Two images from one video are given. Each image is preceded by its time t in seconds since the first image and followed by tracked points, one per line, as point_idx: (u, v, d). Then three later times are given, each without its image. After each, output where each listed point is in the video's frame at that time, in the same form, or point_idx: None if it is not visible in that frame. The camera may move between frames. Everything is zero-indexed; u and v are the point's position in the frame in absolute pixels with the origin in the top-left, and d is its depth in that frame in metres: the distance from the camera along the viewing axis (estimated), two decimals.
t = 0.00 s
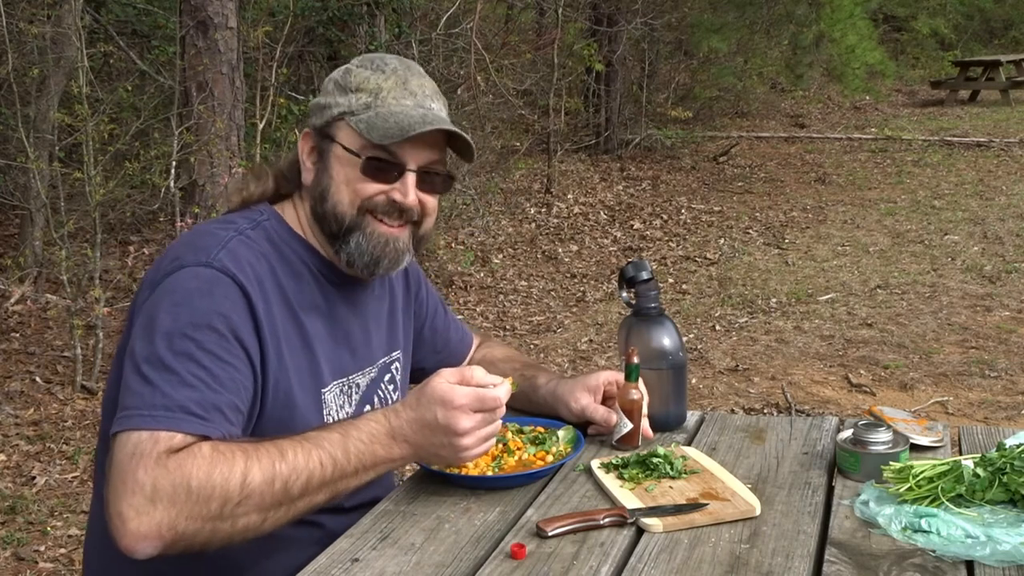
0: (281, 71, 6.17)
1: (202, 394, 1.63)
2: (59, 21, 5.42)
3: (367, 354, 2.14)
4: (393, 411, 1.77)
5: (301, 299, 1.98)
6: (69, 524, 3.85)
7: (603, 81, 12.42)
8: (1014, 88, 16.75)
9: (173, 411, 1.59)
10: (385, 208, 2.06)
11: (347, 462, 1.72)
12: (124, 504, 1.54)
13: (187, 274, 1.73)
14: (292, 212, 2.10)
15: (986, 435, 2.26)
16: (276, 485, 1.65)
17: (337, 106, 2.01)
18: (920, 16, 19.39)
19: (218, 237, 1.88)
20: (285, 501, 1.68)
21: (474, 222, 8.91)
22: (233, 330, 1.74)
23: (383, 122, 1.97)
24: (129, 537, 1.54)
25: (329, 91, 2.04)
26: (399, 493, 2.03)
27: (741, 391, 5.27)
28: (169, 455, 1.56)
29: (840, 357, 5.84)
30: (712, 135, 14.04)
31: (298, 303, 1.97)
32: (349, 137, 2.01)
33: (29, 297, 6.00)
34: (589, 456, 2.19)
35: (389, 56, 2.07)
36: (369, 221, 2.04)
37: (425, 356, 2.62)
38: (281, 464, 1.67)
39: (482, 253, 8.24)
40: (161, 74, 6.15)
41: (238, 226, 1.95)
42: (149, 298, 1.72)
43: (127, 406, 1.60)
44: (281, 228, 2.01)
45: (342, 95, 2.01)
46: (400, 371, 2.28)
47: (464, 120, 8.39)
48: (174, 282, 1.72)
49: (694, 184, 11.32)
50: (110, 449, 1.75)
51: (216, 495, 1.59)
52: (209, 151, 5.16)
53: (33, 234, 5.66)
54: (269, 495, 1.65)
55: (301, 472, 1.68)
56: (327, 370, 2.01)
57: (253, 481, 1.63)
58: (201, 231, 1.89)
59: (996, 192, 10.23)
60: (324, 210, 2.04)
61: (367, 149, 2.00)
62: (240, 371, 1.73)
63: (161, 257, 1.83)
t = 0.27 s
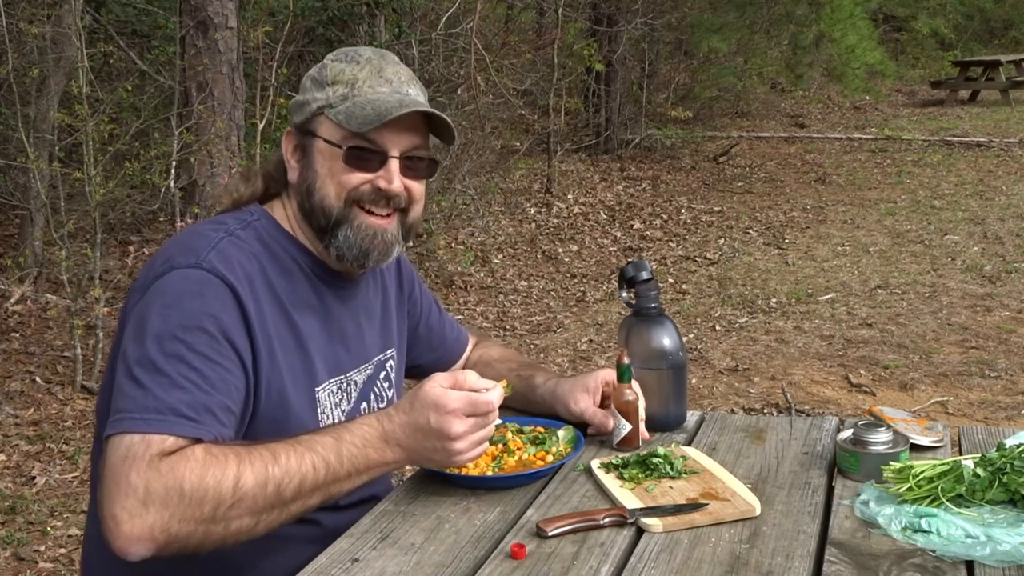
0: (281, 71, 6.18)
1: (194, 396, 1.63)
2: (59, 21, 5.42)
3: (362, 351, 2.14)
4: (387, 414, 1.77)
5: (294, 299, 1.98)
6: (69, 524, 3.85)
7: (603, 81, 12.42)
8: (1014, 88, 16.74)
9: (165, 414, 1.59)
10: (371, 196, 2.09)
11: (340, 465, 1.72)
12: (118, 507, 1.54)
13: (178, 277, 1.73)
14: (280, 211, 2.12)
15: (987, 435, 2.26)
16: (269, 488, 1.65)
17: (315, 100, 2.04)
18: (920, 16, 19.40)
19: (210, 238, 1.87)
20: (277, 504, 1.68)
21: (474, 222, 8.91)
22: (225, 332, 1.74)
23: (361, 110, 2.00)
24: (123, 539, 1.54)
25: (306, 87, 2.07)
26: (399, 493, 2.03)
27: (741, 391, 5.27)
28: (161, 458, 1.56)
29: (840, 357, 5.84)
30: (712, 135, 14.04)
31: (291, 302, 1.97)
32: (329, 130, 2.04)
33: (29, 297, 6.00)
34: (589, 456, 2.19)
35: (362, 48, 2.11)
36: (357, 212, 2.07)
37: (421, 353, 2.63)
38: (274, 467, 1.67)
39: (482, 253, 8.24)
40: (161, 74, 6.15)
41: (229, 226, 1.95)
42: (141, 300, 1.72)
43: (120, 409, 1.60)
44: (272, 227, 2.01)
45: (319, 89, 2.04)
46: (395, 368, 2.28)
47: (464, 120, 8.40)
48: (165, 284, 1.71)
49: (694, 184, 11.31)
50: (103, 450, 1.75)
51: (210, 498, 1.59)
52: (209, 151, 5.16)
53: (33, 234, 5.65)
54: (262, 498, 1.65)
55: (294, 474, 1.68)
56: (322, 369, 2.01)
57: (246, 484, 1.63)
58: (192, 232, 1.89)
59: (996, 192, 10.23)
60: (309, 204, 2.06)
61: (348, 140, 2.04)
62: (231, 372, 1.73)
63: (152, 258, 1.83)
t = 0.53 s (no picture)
0: (281, 71, 6.17)
1: (189, 394, 1.63)
2: (59, 21, 5.42)
3: (359, 351, 2.14)
4: (382, 412, 1.76)
5: (291, 298, 1.98)
6: (69, 524, 3.85)
7: (604, 81, 12.42)
8: (1014, 88, 16.74)
9: (160, 413, 1.59)
10: (367, 191, 2.09)
11: (335, 463, 1.71)
12: (113, 506, 1.53)
13: (172, 276, 1.73)
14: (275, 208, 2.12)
15: (986, 435, 2.26)
16: (264, 486, 1.64)
17: (309, 97, 2.05)
18: (920, 16, 19.40)
19: (206, 238, 1.88)
20: (273, 502, 1.66)
21: (474, 221, 8.90)
22: (220, 330, 1.74)
23: (355, 105, 2.01)
24: (117, 538, 1.53)
25: (299, 85, 2.09)
26: (399, 493, 2.03)
27: (741, 391, 5.27)
28: (157, 457, 1.56)
29: (840, 357, 5.84)
30: (712, 135, 14.04)
31: (288, 302, 1.97)
32: (324, 126, 2.06)
33: (29, 297, 6.00)
34: (589, 456, 2.19)
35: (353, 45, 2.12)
36: (354, 208, 2.08)
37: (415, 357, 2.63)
38: (269, 465, 1.66)
39: (482, 253, 8.24)
40: (161, 74, 6.15)
41: (225, 227, 1.96)
42: (136, 300, 1.72)
43: (115, 409, 1.60)
44: (268, 227, 2.02)
45: (312, 86, 2.06)
46: (393, 369, 2.28)
47: (464, 120, 8.40)
48: (160, 283, 1.72)
49: (694, 184, 11.31)
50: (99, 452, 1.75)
51: (205, 496, 1.58)
52: (209, 151, 5.16)
53: (33, 234, 5.65)
54: (257, 496, 1.64)
55: (289, 472, 1.67)
56: (319, 368, 2.00)
57: (241, 482, 1.62)
58: (188, 232, 1.89)
59: (996, 192, 10.23)
60: (306, 201, 2.07)
61: (342, 135, 2.05)
62: (227, 371, 1.73)
63: (149, 259, 1.83)
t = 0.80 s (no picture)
0: (281, 71, 6.17)
1: (193, 395, 1.63)
2: (59, 21, 5.42)
3: (360, 352, 2.14)
4: (385, 413, 1.75)
5: (293, 299, 1.98)
6: (69, 524, 3.85)
7: (604, 81, 12.42)
8: (1014, 88, 16.74)
9: (164, 414, 1.59)
10: (372, 195, 2.10)
11: (339, 464, 1.69)
12: (117, 507, 1.53)
13: (177, 276, 1.73)
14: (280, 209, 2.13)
15: (987, 435, 2.26)
16: (268, 487, 1.64)
17: (319, 98, 2.07)
18: (920, 16, 19.40)
19: (210, 239, 1.88)
20: (277, 503, 1.66)
21: (474, 221, 8.90)
22: (223, 331, 1.74)
23: (364, 108, 2.02)
24: (122, 539, 1.52)
25: (310, 86, 2.10)
26: (399, 493, 2.03)
27: (741, 391, 5.27)
28: (161, 458, 1.55)
29: (840, 357, 5.84)
30: (712, 135, 14.03)
31: (291, 303, 1.97)
32: (332, 128, 2.07)
33: (29, 297, 6.00)
34: (589, 456, 2.19)
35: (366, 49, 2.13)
36: (358, 210, 2.08)
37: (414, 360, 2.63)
38: (274, 465, 1.65)
39: (482, 253, 8.24)
40: (161, 74, 6.15)
41: (229, 227, 1.96)
42: (140, 300, 1.73)
43: (119, 410, 1.60)
44: (272, 228, 2.02)
45: (323, 88, 2.07)
46: (393, 370, 2.28)
47: (464, 120, 8.40)
48: (164, 284, 1.72)
49: (694, 184, 11.31)
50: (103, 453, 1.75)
51: (209, 496, 1.57)
52: (208, 152, 5.16)
53: (33, 234, 5.66)
54: (261, 497, 1.63)
55: (293, 473, 1.66)
56: (321, 369, 2.00)
57: (245, 483, 1.61)
58: (192, 233, 1.89)
59: (996, 192, 10.23)
60: (312, 201, 2.08)
61: (349, 137, 2.06)
62: (230, 372, 1.73)
63: (153, 260, 1.83)
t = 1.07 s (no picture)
0: (281, 71, 6.17)
1: (199, 398, 1.63)
2: (59, 21, 5.42)
3: (367, 357, 2.14)
4: (391, 419, 1.75)
5: (301, 303, 1.98)
6: (69, 524, 3.85)
7: (603, 81, 12.43)
8: (1014, 88, 16.74)
9: (170, 416, 1.59)
10: (381, 203, 2.08)
11: (343, 469, 1.70)
12: (121, 508, 1.53)
13: (186, 278, 1.74)
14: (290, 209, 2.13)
15: (986, 435, 2.26)
16: (272, 491, 1.64)
17: (336, 102, 2.07)
18: (921, 16, 19.39)
19: (218, 241, 1.88)
20: (281, 507, 1.66)
21: (474, 221, 8.91)
22: (231, 334, 1.74)
23: (379, 114, 2.01)
24: (125, 541, 1.52)
25: (329, 89, 2.10)
26: (399, 493, 2.03)
27: (741, 391, 5.27)
28: (166, 460, 1.56)
29: (840, 356, 5.84)
30: (712, 135, 14.03)
31: (299, 307, 1.97)
32: (347, 132, 2.06)
33: (29, 297, 6.00)
34: (589, 456, 2.19)
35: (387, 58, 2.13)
36: (366, 216, 2.07)
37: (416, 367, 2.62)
38: (279, 470, 1.66)
39: (482, 253, 8.24)
40: (161, 74, 6.15)
41: (238, 229, 1.96)
42: (148, 301, 1.73)
43: (126, 411, 1.60)
44: (282, 231, 2.01)
45: (341, 92, 2.07)
46: (400, 376, 2.28)
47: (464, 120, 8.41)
48: (172, 286, 1.72)
49: (694, 184, 11.32)
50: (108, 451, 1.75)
51: (213, 500, 1.57)
52: (208, 151, 5.16)
53: (33, 234, 5.66)
54: (265, 501, 1.63)
55: (298, 478, 1.67)
56: (328, 373, 2.00)
57: (250, 487, 1.62)
58: (201, 234, 1.89)
59: (996, 192, 10.23)
60: (321, 204, 2.07)
61: (363, 142, 2.05)
62: (237, 375, 1.73)
63: (161, 260, 1.83)
